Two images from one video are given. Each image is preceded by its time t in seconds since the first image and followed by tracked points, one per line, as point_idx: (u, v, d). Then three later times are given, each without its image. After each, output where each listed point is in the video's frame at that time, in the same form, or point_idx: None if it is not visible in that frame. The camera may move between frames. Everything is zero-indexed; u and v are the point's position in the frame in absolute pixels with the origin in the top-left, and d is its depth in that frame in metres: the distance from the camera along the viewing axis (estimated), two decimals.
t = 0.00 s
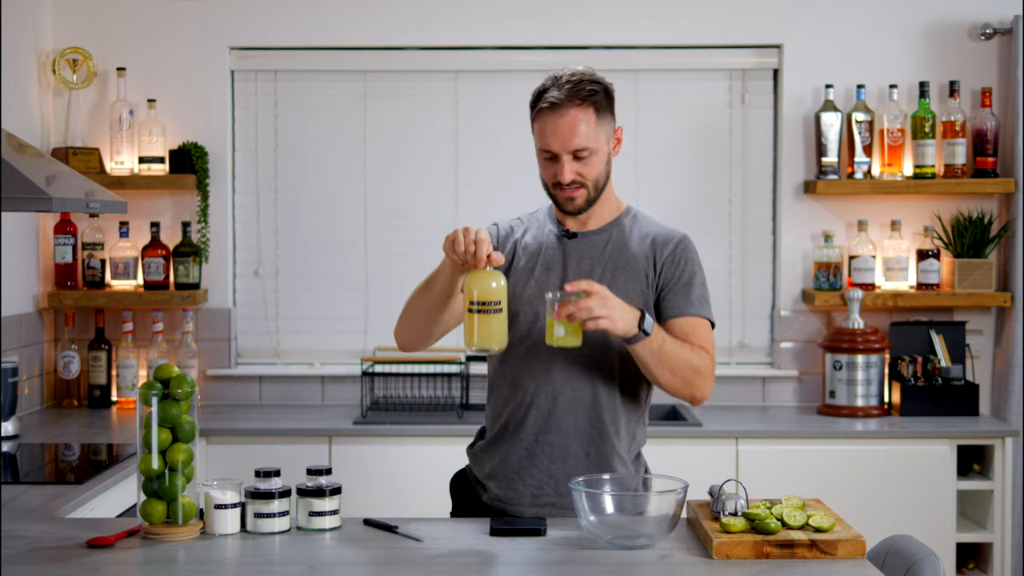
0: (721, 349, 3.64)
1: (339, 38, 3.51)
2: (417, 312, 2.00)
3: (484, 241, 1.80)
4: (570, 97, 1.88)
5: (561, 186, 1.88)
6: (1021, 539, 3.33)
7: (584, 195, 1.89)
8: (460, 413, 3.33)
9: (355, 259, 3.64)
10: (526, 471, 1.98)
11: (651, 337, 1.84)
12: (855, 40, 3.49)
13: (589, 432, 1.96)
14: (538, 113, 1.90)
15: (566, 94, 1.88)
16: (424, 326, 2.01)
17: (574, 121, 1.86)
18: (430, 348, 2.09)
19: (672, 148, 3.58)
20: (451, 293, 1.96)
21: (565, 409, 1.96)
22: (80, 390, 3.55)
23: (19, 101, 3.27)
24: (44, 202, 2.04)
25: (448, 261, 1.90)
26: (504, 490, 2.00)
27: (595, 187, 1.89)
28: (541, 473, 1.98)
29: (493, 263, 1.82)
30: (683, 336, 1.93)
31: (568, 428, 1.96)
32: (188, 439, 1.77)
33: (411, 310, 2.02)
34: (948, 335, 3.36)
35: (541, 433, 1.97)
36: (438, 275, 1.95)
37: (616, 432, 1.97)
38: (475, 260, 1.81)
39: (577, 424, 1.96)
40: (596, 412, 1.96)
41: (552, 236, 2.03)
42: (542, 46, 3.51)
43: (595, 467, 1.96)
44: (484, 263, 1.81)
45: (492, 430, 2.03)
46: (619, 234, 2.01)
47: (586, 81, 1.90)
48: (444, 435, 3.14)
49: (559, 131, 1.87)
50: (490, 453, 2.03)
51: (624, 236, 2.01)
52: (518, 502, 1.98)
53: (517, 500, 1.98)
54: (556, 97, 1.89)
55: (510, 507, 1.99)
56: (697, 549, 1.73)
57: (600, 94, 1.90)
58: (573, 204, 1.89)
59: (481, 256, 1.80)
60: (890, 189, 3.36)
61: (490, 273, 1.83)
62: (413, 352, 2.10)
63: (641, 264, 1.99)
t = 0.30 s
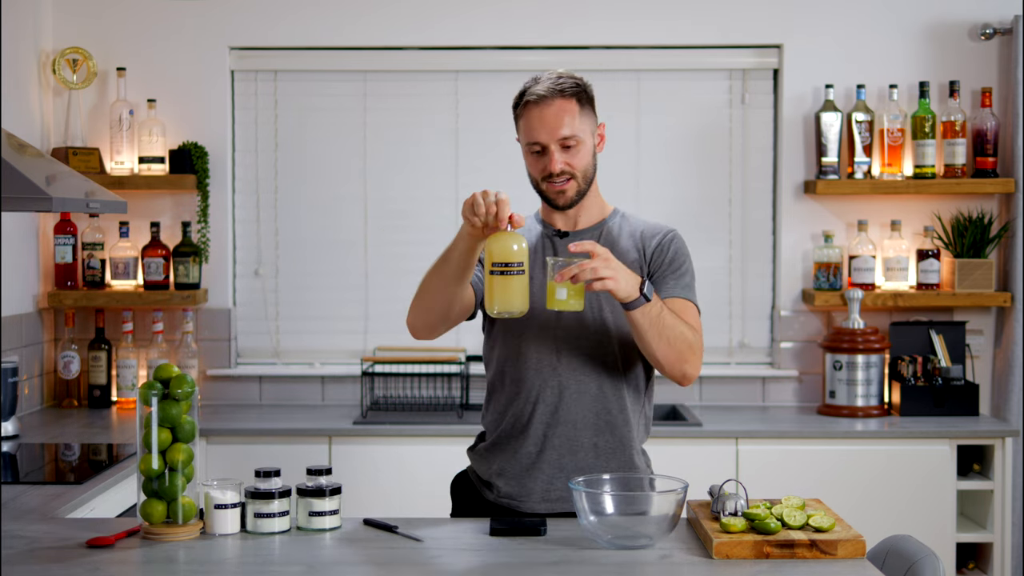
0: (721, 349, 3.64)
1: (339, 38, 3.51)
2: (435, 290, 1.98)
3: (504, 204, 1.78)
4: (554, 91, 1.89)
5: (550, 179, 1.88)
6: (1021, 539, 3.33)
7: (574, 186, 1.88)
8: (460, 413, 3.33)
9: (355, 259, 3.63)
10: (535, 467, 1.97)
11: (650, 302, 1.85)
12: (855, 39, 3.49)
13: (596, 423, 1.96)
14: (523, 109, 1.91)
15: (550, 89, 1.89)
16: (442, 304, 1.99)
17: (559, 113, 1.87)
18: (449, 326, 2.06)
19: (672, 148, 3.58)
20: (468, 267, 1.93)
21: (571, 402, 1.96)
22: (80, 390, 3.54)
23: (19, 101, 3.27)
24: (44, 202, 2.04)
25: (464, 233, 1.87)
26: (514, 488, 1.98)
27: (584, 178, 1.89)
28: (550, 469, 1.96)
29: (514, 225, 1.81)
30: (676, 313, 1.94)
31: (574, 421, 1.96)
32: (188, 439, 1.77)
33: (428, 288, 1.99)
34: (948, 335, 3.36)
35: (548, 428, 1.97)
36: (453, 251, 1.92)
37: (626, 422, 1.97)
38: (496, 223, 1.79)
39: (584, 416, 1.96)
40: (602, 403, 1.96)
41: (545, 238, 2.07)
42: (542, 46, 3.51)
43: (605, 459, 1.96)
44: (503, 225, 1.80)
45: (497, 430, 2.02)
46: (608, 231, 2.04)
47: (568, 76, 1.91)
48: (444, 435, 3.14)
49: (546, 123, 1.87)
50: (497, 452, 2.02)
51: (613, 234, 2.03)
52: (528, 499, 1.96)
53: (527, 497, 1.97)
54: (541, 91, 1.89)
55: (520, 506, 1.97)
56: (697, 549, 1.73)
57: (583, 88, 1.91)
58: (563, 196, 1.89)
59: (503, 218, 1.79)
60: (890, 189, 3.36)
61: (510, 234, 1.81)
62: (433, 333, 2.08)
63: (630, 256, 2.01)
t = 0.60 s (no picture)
0: (721, 349, 3.64)
1: (339, 38, 3.51)
2: (442, 281, 1.97)
3: (518, 193, 1.76)
4: (552, 88, 1.89)
5: (552, 174, 1.88)
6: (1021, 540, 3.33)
7: (574, 181, 1.89)
8: (460, 413, 3.33)
9: (355, 259, 3.64)
10: (537, 466, 1.96)
11: (658, 292, 1.84)
12: (855, 39, 3.49)
13: (597, 421, 1.96)
14: (522, 106, 1.90)
15: (549, 86, 1.89)
16: (448, 295, 1.98)
17: (559, 110, 1.87)
18: (455, 319, 2.06)
19: (672, 148, 3.58)
20: (475, 259, 1.93)
21: (572, 401, 1.96)
22: (80, 390, 3.54)
23: (19, 102, 3.27)
24: (44, 202, 2.04)
25: (474, 223, 1.86)
26: (516, 487, 1.97)
27: (584, 173, 1.90)
28: (552, 468, 1.96)
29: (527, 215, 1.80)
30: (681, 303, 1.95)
31: (575, 420, 1.96)
32: (188, 439, 1.77)
33: (435, 278, 1.98)
34: (948, 335, 3.36)
35: (549, 426, 1.96)
36: (462, 241, 1.92)
37: (628, 420, 1.97)
38: (510, 210, 1.78)
39: (585, 415, 1.96)
40: (603, 402, 1.96)
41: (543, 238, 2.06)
42: (543, 46, 3.51)
43: (607, 458, 1.96)
44: (516, 215, 1.80)
45: (498, 430, 2.01)
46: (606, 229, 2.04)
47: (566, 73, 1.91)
48: (444, 435, 3.14)
49: (546, 120, 1.87)
50: (498, 452, 2.01)
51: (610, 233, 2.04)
52: (530, 499, 1.96)
53: (529, 497, 1.96)
54: (539, 89, 1.89)
55: (522, 505, 1.96)
56: (697, 549, 1.73)
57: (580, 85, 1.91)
58: (563, 190, 1.90)
59: (516, 207, 1.78)
60: (890, 189, 3.36)
61: (522, 224, 1.81)
62: (438, 324, 2.07)
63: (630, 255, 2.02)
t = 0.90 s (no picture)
0: (721, 349, 3.64)
1: (339, 38, 3.51)
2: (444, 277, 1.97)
3: (519, 186, 1.77)
4: (557, 87, 1.89)
5: (555, 172, 1.88)
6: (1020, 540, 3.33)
7: (577, 180, 1.89)
8: (460, 413, 3.33)
9: (355, 260, 3.64)
10: (537, 467, 1.96)
11: (661, 294, 1.85)
12: (855, 39, 3.49)
13: (596, 423, 1.97)
14: (526, 103, 1.90)
15: (554, 84, 1.89)
16: (451, 293, 1.98)
17: (564, 108, 1.87)
18: (457, 317, 2.06)
19: (672, 148, 3.58)
20: (479, 257, 1.93)
21: (572, 402, 1.96)
22: (80, 390, 3.54)
23: (19, 102, 3.27)
24: (44, 202, 2.04)
25: (476, 220, 1.87)
26: (516, 488, 1.97)
27: (587, 172, 1.90)
28: (552, 469, 1.96)
29: (532, 209, 1.80)
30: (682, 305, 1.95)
31: (576, 421, 1.96)
32: (188, 439, 1.77)
33: (438, 276, 1.98)
34: (948, 335, 3.36)
35: (550, 427, 1.97)
36: (465, 238, 1.92)
37: (628, 422, 1.97)
38: (512, 207, 1.79)
39: (585, 416, 1.96)
40: (602, 403, 1.96)
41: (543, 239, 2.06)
42: (542, 46, 3.51)
43: (607, 459, 1.96)
44: (519, 210, 1.79)
45: (498, 430, 2.01)
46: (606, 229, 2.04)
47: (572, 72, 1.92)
48: (444, 435, 3.14)
49: (551, 118, 1.87)
50: (498, 453, 2.01)
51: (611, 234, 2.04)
52: (530, 499, 1.96)
53: (529, 497, 1.96)
54: (543, 86, 1.89)
55: (522, 506, 1.96)
56: (697, 549, 1.73)
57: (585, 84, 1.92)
58: (566, 189, 1.90)
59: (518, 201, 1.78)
60: (890, 189, 3.36)
61: (527, 218, 1.80)
62: (441, 322, 2.07)
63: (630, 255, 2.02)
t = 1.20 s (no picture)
0: (721, 349, 3.64)
1: (339, 38, 3.51)
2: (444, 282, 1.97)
3: (517, 197, 1.77)
4: (561, 88, 1.89)
5: (558, 173, 1.88)
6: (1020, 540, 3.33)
7: (579, 181, 1.89)
8: (460, 412, 3.33)
9: (355, 260, 3.63)
10: (536, 469, 1.97)
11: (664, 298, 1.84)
12: (855, 39, 3.49)
13: (596, 424, 1.97)
14: (530, 104, 1.91)
15: (558, 85, 1.89)
16: (450, 298, 1.98)
17: (567, 109, 1.87)
18: (456, 322, 2.05)
19: (672, 148, 3.58)
20: (477, 262, 1.92)
21: (573, 404, 1.96)
22: (80, 390, 3.54)
23: (19, 102, 3.27)
24: (44, 202, 2.04)
25: (475, 227, 1.86)
26: (515, 489, 1.97)
27: (590, 173, 1.90)
28: (551, 470, 1.96)
29: (527, 219, 1.79)
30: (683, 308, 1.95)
31: (575, 424, 1.96)
32: (188, 439, 1.77)
33: (437, 281, 1.98)
34: (948, 335, 3.37)
35: (549, 429, 1.97)
36: (464, 244, 1.91)
37: (628, 424, 1.97)
38: (508, 215, 1.78)
39: (585, 419, 1.96)
40: (602, 406, 1.97)
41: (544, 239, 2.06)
42: (542, 46, 3.51)
43: (606, 461, 1.96)
44: (517, 219, 1.79)
45: (498, 431, 2.02)
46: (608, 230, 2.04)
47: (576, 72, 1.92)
48: (444, 435, 3.14)
49: (555, 119, 1.87)
50: (497, 453, 2.02)
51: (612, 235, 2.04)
52: (530, 500, 1.96)
53: (528, 499, 1.96)
54: (548, 87, 1.90)
55: (520, 507, 1.96)
56: (696, 549, 1.73)
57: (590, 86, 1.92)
58: (569, 190, 1.90)
59: (515, 210, 1.77)
60: (890, 189, 3.36)
61: (523, 227, 1.80)
62: (440, 328, 2.06)
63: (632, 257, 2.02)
